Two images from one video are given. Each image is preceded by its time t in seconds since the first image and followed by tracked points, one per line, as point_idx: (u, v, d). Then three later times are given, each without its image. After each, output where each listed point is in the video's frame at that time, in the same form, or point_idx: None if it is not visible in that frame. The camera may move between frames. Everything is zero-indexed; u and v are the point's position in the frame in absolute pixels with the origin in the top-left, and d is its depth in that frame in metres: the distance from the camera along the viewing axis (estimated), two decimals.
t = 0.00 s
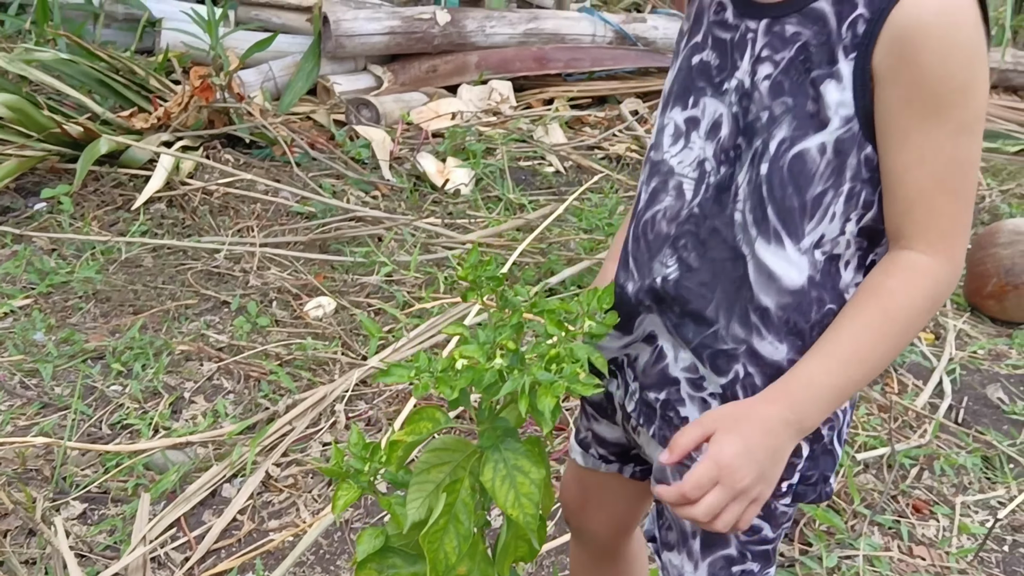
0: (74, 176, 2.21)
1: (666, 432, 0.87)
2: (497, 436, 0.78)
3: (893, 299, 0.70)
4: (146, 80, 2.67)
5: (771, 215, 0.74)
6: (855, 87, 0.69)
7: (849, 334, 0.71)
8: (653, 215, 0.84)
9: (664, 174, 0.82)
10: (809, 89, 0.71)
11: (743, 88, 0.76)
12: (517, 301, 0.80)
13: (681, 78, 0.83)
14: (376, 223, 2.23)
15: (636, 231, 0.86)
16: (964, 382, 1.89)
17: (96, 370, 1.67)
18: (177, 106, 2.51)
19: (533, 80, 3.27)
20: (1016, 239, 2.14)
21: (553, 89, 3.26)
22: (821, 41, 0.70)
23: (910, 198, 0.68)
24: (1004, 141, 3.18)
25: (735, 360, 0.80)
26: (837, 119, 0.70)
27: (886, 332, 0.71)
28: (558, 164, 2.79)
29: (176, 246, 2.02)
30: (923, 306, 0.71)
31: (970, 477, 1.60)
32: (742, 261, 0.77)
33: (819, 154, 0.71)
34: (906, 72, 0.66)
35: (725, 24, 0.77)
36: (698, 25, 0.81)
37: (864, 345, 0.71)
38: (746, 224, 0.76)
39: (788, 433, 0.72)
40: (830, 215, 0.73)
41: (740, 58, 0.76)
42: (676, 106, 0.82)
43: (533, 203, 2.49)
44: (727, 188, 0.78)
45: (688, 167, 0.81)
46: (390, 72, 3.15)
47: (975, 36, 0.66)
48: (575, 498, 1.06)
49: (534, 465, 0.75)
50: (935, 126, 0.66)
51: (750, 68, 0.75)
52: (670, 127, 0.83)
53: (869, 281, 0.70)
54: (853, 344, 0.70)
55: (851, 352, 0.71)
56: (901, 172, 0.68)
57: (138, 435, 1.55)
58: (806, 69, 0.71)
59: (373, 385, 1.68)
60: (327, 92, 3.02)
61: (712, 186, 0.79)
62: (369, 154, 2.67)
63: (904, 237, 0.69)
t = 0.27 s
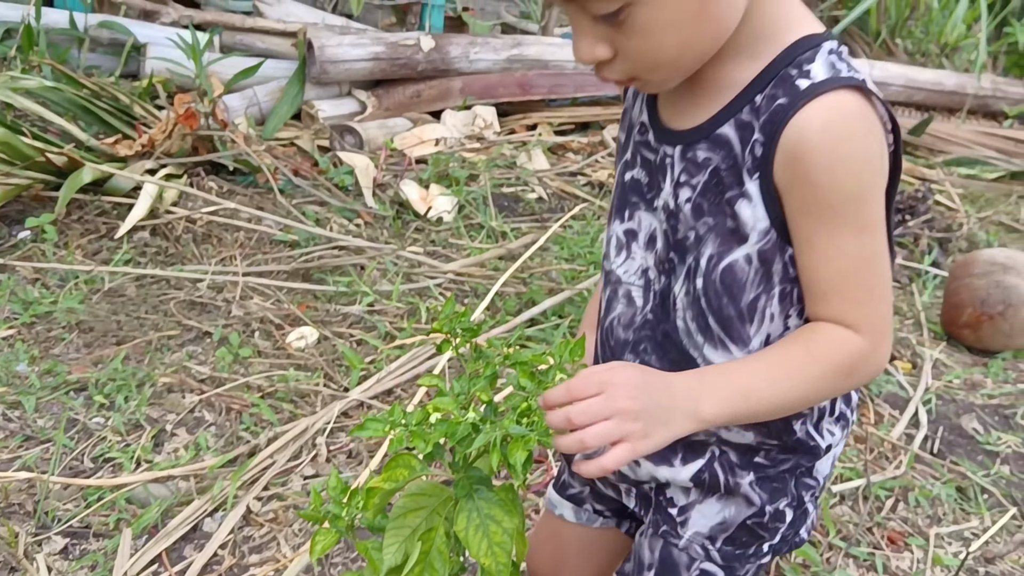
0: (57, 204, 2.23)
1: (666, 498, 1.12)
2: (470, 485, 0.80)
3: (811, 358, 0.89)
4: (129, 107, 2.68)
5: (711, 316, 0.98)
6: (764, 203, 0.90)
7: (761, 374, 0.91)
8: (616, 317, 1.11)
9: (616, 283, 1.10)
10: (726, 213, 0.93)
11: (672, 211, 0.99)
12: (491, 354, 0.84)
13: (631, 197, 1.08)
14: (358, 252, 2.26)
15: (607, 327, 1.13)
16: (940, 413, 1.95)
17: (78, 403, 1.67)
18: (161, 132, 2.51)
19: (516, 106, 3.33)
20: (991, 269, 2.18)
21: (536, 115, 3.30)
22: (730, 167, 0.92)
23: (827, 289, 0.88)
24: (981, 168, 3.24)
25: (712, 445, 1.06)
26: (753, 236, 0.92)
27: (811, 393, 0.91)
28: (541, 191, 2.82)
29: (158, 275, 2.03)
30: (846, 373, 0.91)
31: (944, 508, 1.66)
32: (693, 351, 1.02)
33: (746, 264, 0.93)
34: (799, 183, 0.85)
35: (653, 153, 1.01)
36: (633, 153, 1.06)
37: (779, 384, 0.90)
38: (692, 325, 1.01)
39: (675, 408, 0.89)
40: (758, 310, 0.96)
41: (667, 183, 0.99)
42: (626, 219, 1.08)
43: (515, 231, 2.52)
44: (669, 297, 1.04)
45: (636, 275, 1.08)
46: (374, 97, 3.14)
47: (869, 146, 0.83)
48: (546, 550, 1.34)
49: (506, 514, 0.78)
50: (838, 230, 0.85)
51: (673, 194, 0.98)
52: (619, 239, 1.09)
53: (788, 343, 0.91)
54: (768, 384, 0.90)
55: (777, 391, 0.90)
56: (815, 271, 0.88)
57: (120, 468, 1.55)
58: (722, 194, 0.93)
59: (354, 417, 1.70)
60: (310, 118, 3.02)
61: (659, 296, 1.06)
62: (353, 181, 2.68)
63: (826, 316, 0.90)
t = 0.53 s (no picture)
0: (42, 240, 2.24)
1: (634, 538, 1.24)
2: (454, 529, 0.88)
3: (718, 421, 0.99)
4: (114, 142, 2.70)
5: (662, 381, 1.11)
6: (693, 277, 1.03)
7: (673, 430, 1.00)
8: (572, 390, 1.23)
9: (571, 353, 1.23)
10: (665, 288, 1.06)
11: (619, 287, 1.12)
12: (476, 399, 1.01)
13: (581, 273, 1.21)
14: (342, 288, 2.28)
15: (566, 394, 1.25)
16: (917, 445, 2.00)
17: (62, 440, 1.68)
18: (146, 168, 2.53)
19: (498, 140, 3.39)
20: (964, 303, 2.20)
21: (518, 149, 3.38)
22: (663, 246, 1.05)
23: (737, 359, 0.99)
24: (955, 201, 3.31)
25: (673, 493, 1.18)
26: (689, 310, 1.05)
27: (721, 453, 1.00)
28: (524, 225, 2.86)
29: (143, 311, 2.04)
30: (755, 438, 1.00)
31: (921, 541, 1.70)
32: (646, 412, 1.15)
33: (686, 335, 1.07)
34: (716, 259, 0.97)
35: (598, 232, 1.14)
36: (581, 231, 1.19)
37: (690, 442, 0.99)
38: (643, 392, 1.14)
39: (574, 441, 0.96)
40: (702, 377, 1.08)
41: (612, 261, 1.12)
42: (577, 293, 1.21)
43: (498, 266, 2.55)
44: (620, 365, 1.17)
45: (589, 345, 1.21)
46: (358, 132, 3.17)
47: (780, 229, 0.94)
48: None
49: (491, 556, 0.86)
50: (749, 303, 0.96)
51: (617, 271, 1.11)
52: (571, 313, 1.22)
53: (698, 407, 1.01)
54: (684, 442, 0.99)
55: (681, 449, 0.99)
56: (728, 341, 0.99)
57: (103, 506, 1.55)
58: (659, 271, 1.06)
59: (338, 453, 1.72)
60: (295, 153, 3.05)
61: (610, 364, 1.19)
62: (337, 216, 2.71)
63: (734, 385, 1.00)
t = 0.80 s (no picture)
0: (34, 273, 2.25)
1: (619, 563, 1.26)
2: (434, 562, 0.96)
3: (689, 449, 1.01)
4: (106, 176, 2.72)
5: (635, 409, 1.14)
6: (658, 309, 1.05)
7: (648, 459, 1.01)
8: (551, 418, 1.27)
9: (551, 382, 1.26)
10: (632, 319, 1.09)
11: (591, 318, 1.16)
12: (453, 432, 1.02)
13: (558, 304, 1.25)
14: (334, 320, 2.30)
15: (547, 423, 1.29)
16: (903, 475, 2.02)
17: (53, 473, 1.68)
18: (138, 202, 2.55)
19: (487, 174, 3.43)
20: (947, 334, 2.25)
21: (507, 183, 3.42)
22: (628, 280, 1.07)
23: (704, 388, 1.00)
24: (936, 234, 3.37)
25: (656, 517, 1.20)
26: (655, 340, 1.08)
27: (694, 479, 1.02)
28: (513, 258, 2.88)
29: (134, 344, 2.05)
30: (727, 462, 1.02)
31: (909, 570, 1.70)
32: (623, 437, 1.18)
33: (654, 365, 1.09)
34: (678, 291, 0.99)
35: (569, 264, 1.17)
36: (554, 263, 1.22)
37: (663, 470, 1.01)
38: (619, 418, 1.17)
39: (549, 479, 0.97)
40: (671, 405, 1.10)
41: (584, 293, 1.16)
42: (555, 324, 1.26)
43: (488, 298, 2.58)
44: (597, 394, 1.21)
45: (568, 373, 1.25)
46: (349, 165, 3.21)
47: (740, 260, 0.96)
48: None
49: None
50: (712, 334, 0.97)
51: (588, 304, 1.15)
52: (550, 342, 1.27)
53: (668, 435, 1.02)
54: (658, 470, 1.01)
55: (653, 478, 1.01)
56: (694, 372, 1.00)
57: (94, 539, 1.55)
58: (626, 303, 1.09)
59: (330, 485, 1.73)
60: (287, 186, 3.07)
61: (590, 392, 1.23)
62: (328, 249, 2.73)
63: (703, 414, 1.01)
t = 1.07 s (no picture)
0: (33, 292, 2.25)
1: (621, 571, 1.27)
2: None
3: (680, 453, 1.01)
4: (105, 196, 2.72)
5: (632, 414, 1.16)
6: (651, 314, 1.06)
7: (636, 459, 1.01)
8: (551, 423, 1.29)
9: (550, 388, 1.28)
10: (627, 324, 1.10)
11: (587, 323, 1.18)
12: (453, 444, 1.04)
13: (555, 309, 1.25)
14: (333, 339, 2.30)
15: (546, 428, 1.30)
16: (901, 494, 2.03)
17: (51, 491, 1.67)
18: (137, 222, 2.55)
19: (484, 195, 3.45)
20: (944, 354, 2.25)
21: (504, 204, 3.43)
22: (623, 285, 1.08)
23: (695, 391, 1.01)
24: (930, 256, 3.40)
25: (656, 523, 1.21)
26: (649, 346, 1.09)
27: (685, 482, 1.02)
28: (510, 278, 2.89)
29: (133, 363, 2.05)
30: (719, 466, 1.03)
31: None
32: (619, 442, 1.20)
33: (649, 371, 1.10)
34: (670, 293, 1.00)
35: (564, 270, 1.18)
36: (550, 270, 1.23)
37: (655, 473, 1.01)
38: (618, 423, 1.19)
39: (537, 474, 0.97)
40: (667, 410, 1.11)
41: (579, 298, 1.17)
42: (552, 330, 1.26)
43: (486, 318, 2.59)
44: (597, 399, 1.22)
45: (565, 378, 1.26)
46: (346, 186, 3.22)
47: (731, 264, 0.97)
48: None
49: None
50: (703, 337, 0.98)
51: (584, 309, 1.16)
52: (547, 349, 1.27)
53: (659, 437, 1.03)
54: (648, 473, 1.01)
55: (644, 481, 1.01)
56: (685, 375, 1.01)
57: (92, 557, 1.54)
58: (621, 308, 1.10)
59: (329, 503, 1.72)
60: (285, 206, 3.08)
61: (589, 397, 1.25)
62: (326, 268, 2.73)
63: (694, 417, 1.02)
